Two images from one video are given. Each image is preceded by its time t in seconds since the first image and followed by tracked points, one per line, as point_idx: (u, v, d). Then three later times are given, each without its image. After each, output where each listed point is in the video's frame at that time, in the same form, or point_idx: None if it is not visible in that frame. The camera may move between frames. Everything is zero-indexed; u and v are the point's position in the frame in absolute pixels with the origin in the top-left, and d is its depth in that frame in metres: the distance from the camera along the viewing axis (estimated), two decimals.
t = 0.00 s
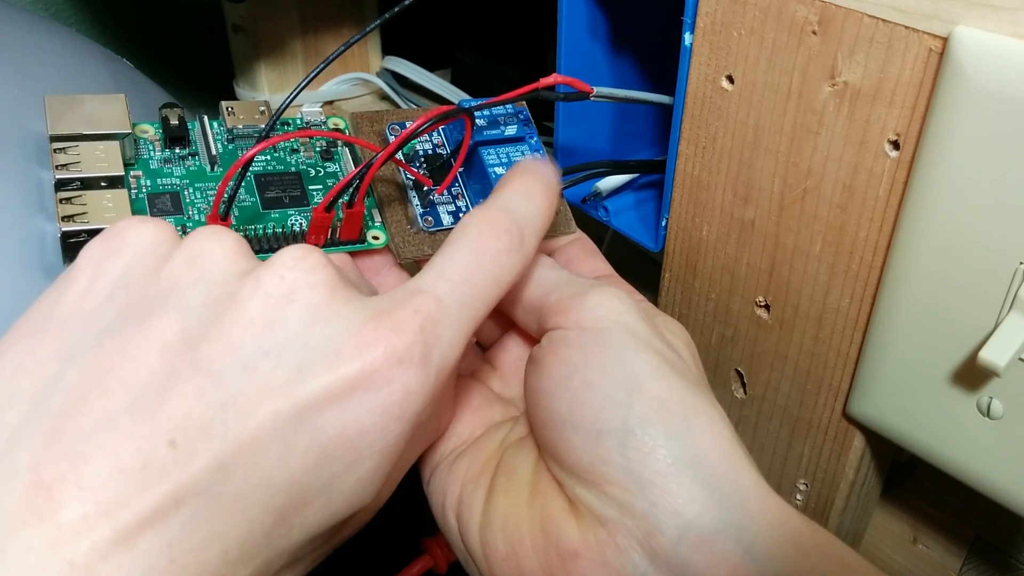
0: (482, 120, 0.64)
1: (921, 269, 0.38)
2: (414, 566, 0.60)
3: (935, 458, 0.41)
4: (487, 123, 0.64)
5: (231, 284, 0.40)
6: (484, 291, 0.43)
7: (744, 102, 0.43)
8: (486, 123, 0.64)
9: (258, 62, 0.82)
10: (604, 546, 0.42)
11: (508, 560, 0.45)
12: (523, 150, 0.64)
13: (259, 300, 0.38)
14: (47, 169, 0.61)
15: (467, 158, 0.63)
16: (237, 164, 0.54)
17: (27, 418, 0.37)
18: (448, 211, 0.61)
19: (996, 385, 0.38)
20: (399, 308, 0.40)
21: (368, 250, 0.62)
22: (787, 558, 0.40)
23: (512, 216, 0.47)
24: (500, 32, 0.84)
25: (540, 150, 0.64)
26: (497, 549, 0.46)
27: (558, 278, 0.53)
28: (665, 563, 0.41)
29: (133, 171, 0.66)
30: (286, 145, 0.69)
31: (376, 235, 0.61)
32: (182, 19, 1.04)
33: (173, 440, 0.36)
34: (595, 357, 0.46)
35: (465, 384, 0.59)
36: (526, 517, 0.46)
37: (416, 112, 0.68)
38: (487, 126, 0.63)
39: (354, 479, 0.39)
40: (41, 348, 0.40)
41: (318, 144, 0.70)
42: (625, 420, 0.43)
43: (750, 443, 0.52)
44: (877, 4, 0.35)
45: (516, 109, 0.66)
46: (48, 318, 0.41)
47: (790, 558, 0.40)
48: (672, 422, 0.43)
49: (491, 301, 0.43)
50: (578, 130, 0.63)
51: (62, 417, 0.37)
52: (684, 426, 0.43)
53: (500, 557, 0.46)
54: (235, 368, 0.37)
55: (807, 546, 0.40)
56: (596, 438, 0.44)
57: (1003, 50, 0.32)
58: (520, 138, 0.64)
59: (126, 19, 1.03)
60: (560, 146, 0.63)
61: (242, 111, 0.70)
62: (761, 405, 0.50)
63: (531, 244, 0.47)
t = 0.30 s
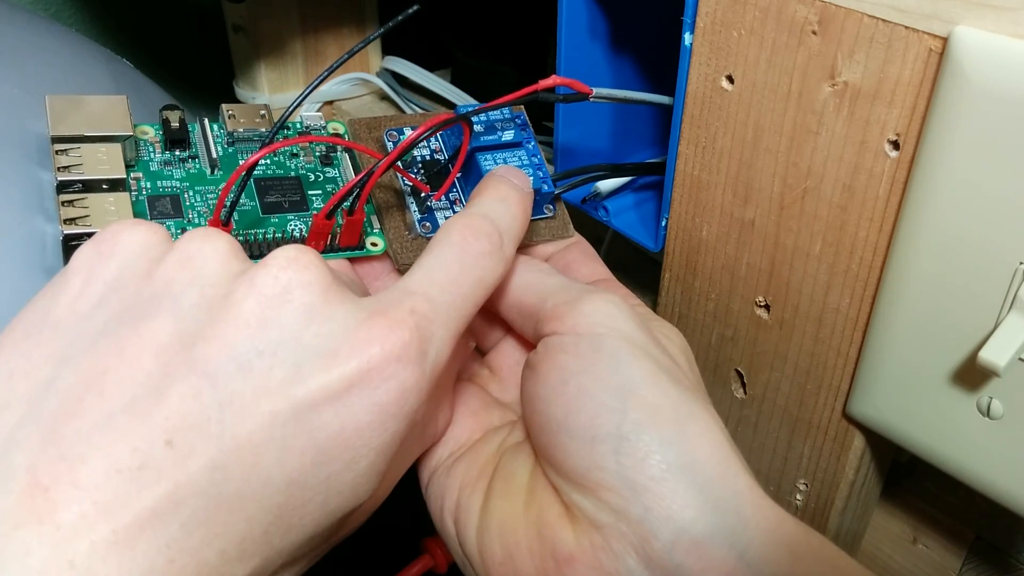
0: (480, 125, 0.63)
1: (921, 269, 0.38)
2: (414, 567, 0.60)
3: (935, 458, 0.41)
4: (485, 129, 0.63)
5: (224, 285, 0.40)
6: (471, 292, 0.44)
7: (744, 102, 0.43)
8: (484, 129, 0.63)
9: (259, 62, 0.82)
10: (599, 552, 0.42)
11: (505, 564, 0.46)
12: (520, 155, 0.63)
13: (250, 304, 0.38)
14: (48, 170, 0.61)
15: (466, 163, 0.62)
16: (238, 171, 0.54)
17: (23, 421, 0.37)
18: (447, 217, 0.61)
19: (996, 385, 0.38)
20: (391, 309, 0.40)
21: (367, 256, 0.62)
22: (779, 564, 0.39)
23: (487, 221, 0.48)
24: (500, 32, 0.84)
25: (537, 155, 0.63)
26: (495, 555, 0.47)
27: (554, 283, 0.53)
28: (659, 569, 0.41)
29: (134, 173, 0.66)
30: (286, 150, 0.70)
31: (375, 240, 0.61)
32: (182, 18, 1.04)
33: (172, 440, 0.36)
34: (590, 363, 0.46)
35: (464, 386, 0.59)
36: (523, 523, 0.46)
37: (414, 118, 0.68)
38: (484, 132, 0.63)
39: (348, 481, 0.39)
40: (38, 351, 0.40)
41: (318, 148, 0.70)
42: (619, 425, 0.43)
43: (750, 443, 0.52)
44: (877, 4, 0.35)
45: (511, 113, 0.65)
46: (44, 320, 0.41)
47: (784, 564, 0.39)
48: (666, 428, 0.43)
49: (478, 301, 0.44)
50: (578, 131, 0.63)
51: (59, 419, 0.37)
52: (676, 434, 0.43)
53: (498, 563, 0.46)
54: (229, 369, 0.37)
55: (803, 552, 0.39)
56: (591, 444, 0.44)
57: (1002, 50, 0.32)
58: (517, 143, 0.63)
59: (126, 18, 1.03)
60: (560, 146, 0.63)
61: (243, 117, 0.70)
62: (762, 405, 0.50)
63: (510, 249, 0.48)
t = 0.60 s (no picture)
0: (482, 120, 0.63)
1: (921, 270, 0.38)
2: (415, 565, 0.60)
3: (934, 458, 0.41)
4: (488, 123, 0.63)
5: (223, 284, 0.40)
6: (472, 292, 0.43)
7: (744, 102, 0.43)
8: (486, 123, 0.63)
9: (258, 61, 0.82)
10: (601, 550, 0.42)
11: (507, 562, 0.46)
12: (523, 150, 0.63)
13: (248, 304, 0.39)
14: (47, 170, 0.61)
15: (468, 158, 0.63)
16: (240, 164, 0.54)
17: (21, 422, 0.38)
18: (448, 211, 0.61)
19: (996, 385, 0.38)
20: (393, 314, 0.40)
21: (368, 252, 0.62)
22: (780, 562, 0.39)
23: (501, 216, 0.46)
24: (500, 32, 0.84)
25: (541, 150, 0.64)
26: (496, 551, 0.46)
27: (559, 278, 0.53)
28: (662, 567, 0.41)
29: (133, 172, 0.66)
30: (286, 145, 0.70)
31: (376, 235, 0.61)
32: (181, 19, 1.04)
33: (168, 440, 0.36)
34: (591, 361, 0.46)
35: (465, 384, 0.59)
36: (525, 520, 0.46)
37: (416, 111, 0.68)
38: (487, 126, 0.63)
39: (345, 482, 0.40)
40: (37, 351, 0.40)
41: (318, 144, 0.70)
42: (621, 424, 0.43)
43: (750, 442, 0.52)
44: (877, 4, 0.35)
45: (515, 109, 0.65)
46: (41, 322, 0.41)
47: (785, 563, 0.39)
48: (669, 426, 0.43)
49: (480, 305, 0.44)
50: (578, 132, 0.63)
51: (59, 420, 0.37)
52: (681, 432, 0.43)
53: (500, 560, 0.46)
54: (227, 370, 0.37)
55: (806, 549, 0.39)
56: (593, 442, 0.44)
57: (1003, 50, 0.32)
58: (520, 139, 0.63)
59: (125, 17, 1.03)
60: (559, 147, 0.63)
61: (242, 113, 0.70)
62: (762, 405, 0.50)
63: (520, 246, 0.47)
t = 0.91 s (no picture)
0: (478, 128, 0.64)
1: (921, 269, 0.38)
2: (414, 567, 0.60)
3: (935, 458, 0.41)
4: (484, 132, 0.64)
5: (237, 282, 0.40)
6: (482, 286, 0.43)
7: (744, 102, 0.43)
8: (483, 132, 0.64)
9: (258, 62, 0.82)
10: (595, 553, 0.42)
11: (504, 565, 0.46)
12: (519, 158, 0.63)
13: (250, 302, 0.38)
14: (48, 172, 0.61)
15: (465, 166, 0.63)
16: (238, 177, 0.56)
17: (38, 418, 0.37)
18: (445, 220, 0.61)
19: (996, 385, 0.38)
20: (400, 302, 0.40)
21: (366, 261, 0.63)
22: (775, 565, 0.39)
23: (504, 220, 0.47)
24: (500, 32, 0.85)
25: (537, 155, 0.64)
26: (492, 555, 0.46)
27: (553, 286, 0.53)
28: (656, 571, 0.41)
29: (134, 174, 0.66)
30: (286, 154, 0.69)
31: (374, 245, 0.62)
32: (182, 20, 1.04)
33: (184, 434, 0.36)
34: (585, 366, 0.46)
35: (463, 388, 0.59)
36: (521, 524, 0.46)
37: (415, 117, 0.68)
38: (483, 135, 0.63)
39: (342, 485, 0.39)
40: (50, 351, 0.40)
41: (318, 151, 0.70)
42: (615, 428, 0.43)
43: (750, 443, 0.52)
44: (877, 4, 0.35)
45: (511, 115, 0.66)
46: (56, 321, 0.41)
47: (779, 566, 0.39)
48: (662, 430, 0.43)
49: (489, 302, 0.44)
50: (578, 134, 0.63)
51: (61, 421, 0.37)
52: (674, 435, 0.43)
53: (495, 563, 0.46)
54: (242, 363, 0.37)
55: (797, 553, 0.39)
56: (587, 447, 0.44)
57: (1003, 50, 0.32)
58: (516, 146, 0.64)
59: (127, 18, 1.03)
60: (559, 148, 0.63)
61: (243, 119, 0.70)
62: (762, 405, 0.50)
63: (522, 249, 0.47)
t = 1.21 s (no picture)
0: (477, 131, 0.64)
1: (921, 269, 0.38)
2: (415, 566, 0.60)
3: (935, 459, 0.41)
4: (482, 134, 0.64)
5: (297, 264, 0.36)
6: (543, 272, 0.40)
7: (744, 102, 0.43)
8: (481, 134, 0.64)
9: (258, 62, 0.82)
10: (593, 553, 0.43)
11: (502, 566, 0.48)
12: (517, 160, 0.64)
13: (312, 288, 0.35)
14: (48, 172, 0.61)
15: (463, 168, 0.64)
16: (239, 181, 0.58)
17: (121, 404, 0.33)
18: (443, 222, 0.62)
19: (995, 385, 0.38)
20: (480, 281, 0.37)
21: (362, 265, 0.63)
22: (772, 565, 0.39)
23: (553, 208, 0.43)
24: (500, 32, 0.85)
25: (535, 157, 0.64)
26: (491, 557, 0.48)
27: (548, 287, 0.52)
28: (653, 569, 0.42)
29: (134, 175, 0.66)
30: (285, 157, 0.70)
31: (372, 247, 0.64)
32: (182, 19, 1.04)
33: (279, 413, 0.32)
34: (582, 367, 0.45)
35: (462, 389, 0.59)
36: (520, 528, 0.47)
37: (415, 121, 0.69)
38: (482, 137, 0.64)
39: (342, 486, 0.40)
40: (129, 337, 0.35)
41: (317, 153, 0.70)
42: (612, 429, 0.43)
43: (750, 443, 0.52)
44: (877, 4, 0.35)
45: (509, 117, 0.66)
46: (131, 304, 0.37)
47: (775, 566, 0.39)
48: (658, 432, 0.42)
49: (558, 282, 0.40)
50: (577, 134, 0.63)
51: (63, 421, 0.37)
52: (671, 435, 0.42)
53: (495, 564, 0.48)
54: (333, 341, 0.33)
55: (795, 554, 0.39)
56: (584, 447, 0.44)
57: (1003, 50, 0.32)
58: (514, 148, 0.64)
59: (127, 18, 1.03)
60: (559, 149, 0.63)
61: (243, 121, 0.70)
62: (762, 404, 0.50)
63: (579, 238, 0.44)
